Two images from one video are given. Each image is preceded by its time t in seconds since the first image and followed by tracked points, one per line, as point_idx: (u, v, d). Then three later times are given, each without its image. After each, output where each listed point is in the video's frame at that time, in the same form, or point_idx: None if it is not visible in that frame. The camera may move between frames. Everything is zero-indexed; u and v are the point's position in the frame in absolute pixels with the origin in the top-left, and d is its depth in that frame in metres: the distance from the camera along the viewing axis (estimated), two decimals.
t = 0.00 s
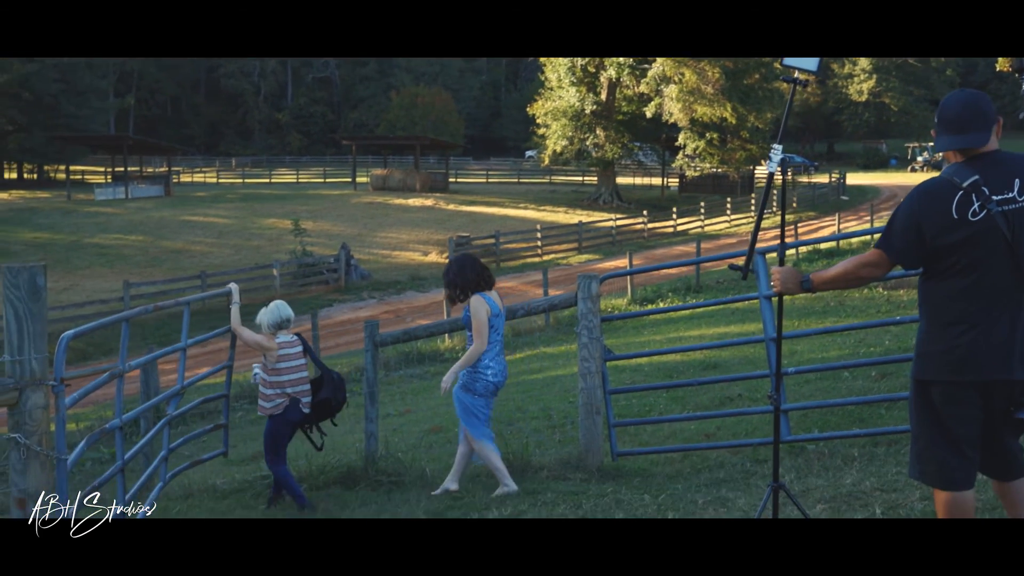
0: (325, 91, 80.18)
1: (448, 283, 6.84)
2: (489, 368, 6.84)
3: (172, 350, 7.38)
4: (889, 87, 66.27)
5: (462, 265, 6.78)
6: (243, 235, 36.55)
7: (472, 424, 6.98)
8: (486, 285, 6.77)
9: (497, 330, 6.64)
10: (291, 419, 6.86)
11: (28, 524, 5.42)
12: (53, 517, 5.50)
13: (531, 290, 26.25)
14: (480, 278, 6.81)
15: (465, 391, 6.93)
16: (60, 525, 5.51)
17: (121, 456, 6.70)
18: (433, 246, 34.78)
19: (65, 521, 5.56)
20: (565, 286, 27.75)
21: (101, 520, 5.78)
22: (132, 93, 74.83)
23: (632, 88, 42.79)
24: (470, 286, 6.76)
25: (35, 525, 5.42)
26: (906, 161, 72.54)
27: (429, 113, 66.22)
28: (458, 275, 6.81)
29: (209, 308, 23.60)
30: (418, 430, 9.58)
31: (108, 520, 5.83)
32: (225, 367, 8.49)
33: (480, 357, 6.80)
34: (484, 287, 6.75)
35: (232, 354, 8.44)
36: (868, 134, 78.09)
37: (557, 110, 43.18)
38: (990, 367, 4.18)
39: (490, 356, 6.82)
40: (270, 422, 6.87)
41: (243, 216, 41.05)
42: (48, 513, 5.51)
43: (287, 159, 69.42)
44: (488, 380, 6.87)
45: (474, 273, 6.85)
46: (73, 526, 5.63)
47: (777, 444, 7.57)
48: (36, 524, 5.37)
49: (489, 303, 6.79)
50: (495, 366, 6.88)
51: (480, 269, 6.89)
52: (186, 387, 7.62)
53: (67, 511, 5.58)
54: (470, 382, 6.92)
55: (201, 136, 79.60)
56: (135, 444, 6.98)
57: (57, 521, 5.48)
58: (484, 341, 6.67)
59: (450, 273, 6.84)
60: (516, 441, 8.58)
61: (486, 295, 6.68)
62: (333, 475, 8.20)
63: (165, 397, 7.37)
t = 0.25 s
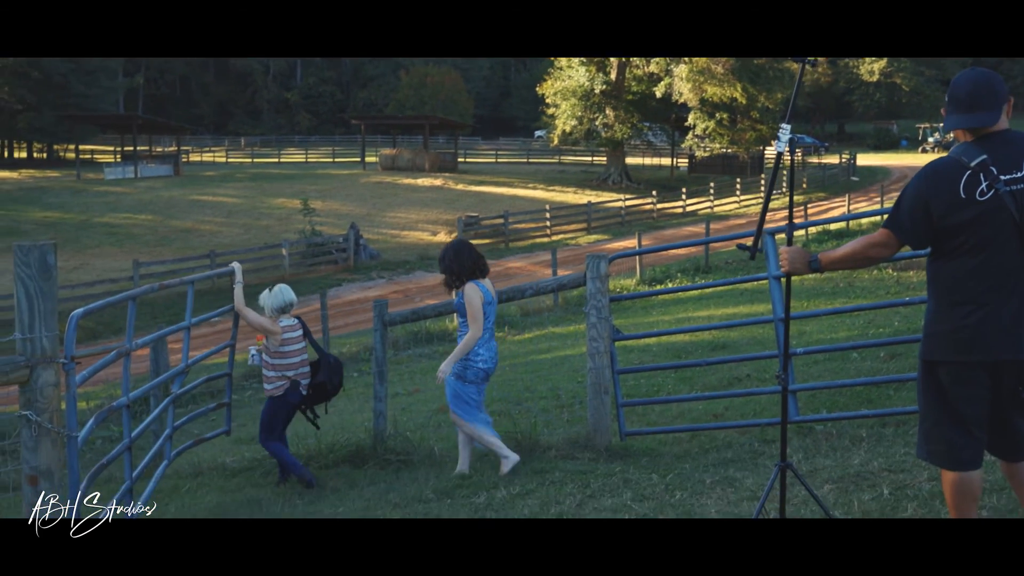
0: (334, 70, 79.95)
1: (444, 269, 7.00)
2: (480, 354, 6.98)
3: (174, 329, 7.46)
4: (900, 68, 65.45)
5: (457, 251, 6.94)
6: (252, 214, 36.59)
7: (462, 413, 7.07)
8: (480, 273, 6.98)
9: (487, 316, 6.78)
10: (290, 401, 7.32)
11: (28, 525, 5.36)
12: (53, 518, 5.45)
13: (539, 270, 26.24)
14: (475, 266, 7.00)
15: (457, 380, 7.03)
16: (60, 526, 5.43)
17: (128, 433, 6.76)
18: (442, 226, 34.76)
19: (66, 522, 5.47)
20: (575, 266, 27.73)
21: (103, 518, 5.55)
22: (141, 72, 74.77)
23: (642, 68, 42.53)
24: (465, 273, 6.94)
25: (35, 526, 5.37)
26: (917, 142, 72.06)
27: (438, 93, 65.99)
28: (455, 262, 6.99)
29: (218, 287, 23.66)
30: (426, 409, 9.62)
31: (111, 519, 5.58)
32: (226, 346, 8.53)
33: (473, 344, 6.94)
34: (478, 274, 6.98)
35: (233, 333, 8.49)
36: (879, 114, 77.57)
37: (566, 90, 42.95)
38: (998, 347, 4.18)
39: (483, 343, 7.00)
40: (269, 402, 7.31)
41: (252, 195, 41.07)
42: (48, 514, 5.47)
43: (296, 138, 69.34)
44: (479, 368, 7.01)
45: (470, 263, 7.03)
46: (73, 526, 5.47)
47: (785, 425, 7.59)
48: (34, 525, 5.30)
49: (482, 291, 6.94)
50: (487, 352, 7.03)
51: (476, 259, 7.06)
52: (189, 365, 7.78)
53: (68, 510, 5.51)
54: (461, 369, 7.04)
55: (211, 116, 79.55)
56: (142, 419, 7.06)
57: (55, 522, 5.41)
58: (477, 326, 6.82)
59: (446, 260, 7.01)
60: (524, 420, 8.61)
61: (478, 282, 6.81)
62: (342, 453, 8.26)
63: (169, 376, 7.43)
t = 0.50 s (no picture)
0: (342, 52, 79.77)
1: (440, 254, 7.30)
2: (476, 338, 7.24)
3: (181, 311, 7.49)
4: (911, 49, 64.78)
5: (451, 236, 7.20)
6: (261, 197, 36.64)
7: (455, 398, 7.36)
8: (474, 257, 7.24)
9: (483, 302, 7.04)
10: (292, 382, 7.47)
11: (29, 524, 5.37)
12: (53, 518, 5.47)
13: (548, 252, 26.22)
14: (469, 251, 7.29)
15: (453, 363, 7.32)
16: (60, 527, 5.45)
17: (136, 415, 6.80)
18: (451, 209, 34.74)
19: (66, 522, 5.50)
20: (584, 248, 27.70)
21: (103, 519, 5.53)
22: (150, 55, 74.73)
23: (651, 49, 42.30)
24: (461, 259, 7.24)
25: (35, 525, 5.38)
26: (927, 124, 71.59)
27: (447, 75, 65.77)
28: (450, 246, 7.27)
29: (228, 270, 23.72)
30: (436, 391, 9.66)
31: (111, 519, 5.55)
32: (232, 327, 8.56)
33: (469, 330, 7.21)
34: (472, 259, 7.24)
35: (239, 315, 8.51)
36: (890, 96, 77.05)
37: (575, 72, 42.74)
38: (1007, 329, 4.18)
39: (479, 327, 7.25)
40: (271, 382, 7.47)
41: (261, 177, 41.10)
42: (47, 514, 5.49)
43: (305, 120, 69.27)
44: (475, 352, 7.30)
45: (465, 248, 7.33)
46: (74, 526, 5.48)
47: (794, 407, 7.60)
48: (34, 525, 5.29)
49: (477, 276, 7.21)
50: (483, 336, 7.31)
51: (470, 244, 7.35)
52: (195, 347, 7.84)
53: (67, 511, 5.54)
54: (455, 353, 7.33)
55: (219, 98, 79.51)
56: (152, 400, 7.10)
57: (55, 521, 5.43)
58: (472, 311, 7.10)
59: (441, 244, 7.29)
60: (533, 402, 8.64)
61: (474, 267, 7.08)
62: (351, 435, 8.32)
63: (175, 357, 7.46)
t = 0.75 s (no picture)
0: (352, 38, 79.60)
1: (434, 240, 7.46)
2: (477, 323, 7.46)
3: (191, 295, 7.49)
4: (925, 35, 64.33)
5: (449, 221, 7.40)
6: (271, 183, 36.67)
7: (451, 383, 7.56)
8: (469, 242, 7.47)
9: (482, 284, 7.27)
10: (297, 365, 7.55)
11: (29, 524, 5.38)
12: (54, 518, 5.49)
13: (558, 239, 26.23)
14: (466, 237, 7.50)
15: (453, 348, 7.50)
16: (60, 526, 5.48)
17: (146, 400, 6.83)
18: (461, 195, 34.73)
19: (66, 522, 5.52)
20: (594, 235, 27.65)
21: (103, 519, 5.56)
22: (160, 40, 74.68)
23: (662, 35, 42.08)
24: (456, 244, 7.42)
25: (35, 525, 5.37)
26: (940, 110, 71.12)
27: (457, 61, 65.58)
28: (445, 233, 7.45)
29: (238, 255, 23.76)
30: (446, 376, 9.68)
31: (111, 518, 5.57)
32: (239, 313, 8.59)
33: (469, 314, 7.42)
34: (467, 244, 7.47)
35: (246, 301, 8.54)
36: (902, 83, 76.64)
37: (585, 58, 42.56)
38: (1019, 316, 4.16)
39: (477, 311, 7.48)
40: (276, 364, 7.54)
41: (271, 163, 41.12)
42: (48, 513, 5.51)
43: (315, 106, 69.21)
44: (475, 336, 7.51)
45: (459, 233, 7.52)
46: (74, 525, 5.51)
47: (804, 395, 7.58)
48: (35, 524, 5.28)
49: (472, 261, 7.43)
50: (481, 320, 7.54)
51: (465, 230, 7.55)
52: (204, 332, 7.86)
53: (68, 511, 5.57)
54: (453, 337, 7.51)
55: (229, 84, 79.48)
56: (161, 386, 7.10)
57: (55, 521, 5.45)
58: (472, 294, 7.33)
59: (436, 231, 7.47)
60: (542, 388, 8.66)
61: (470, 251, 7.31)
62: (362, 421, 8.36)
63: (184, 341, 7.47)
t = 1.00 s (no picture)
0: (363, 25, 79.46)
1: (432, 232, 7.33)
2: (473, 316, 7.43)
3: (202, 283, 7.52)
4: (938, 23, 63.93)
5: (446, 215, 7.24)
6: (282, 170, 36.73)
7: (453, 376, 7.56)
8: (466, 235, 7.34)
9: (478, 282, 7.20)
10: (303, 353, 7.71)
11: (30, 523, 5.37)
12: (53, 518, 5.47)
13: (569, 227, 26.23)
14: (464, 228, 7.36)
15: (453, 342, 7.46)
16: (61, 526, 5.47)
17: (157, 386, 6.85)
18: (471, 183, 34.73)
19: (66, 522, 5.53)
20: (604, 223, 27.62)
21: (104, 518, 5.58)
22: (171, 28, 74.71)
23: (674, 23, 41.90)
24: (453, 238, 7.28)
25: (36, 524, 5.36)
26: (952, 99, 70.71)
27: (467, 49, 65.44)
28: (443, 223, 7.30)
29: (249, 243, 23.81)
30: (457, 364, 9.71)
31: (112, 518, 5.60)
32: (247, 300, 8.63)
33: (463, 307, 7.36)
34: (464, 238, 7.31)
35: (255, 288, 8.57)
36: (914, 71, 76.23)
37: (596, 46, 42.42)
38: None
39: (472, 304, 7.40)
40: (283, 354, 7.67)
41: (282, 151, 41.17)
42: (48, 513, 5.51)
43: (325, 94, 69.19)
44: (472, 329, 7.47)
45: (458, 223, 7.36)
46: (74, 525, 5.52)
47: (816, 383, 7.58)
48: (36, 523, 5.26)
49: (467, 254, 7.31)
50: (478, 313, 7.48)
51: (463, 220, 7.38)
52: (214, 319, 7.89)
53: (69, 511, 5.58)
54: (450, 329, 7.49)
55: (240, 71, 79.51)
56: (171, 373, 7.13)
57: (56, 521, 5.43)
58: (467, 289, 7.24)
59: (433, 222, 7.33)
60: (553, 376, 8.68)
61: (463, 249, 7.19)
62: (373, 408, 8.39)
63: (195, 329, 7.52)
